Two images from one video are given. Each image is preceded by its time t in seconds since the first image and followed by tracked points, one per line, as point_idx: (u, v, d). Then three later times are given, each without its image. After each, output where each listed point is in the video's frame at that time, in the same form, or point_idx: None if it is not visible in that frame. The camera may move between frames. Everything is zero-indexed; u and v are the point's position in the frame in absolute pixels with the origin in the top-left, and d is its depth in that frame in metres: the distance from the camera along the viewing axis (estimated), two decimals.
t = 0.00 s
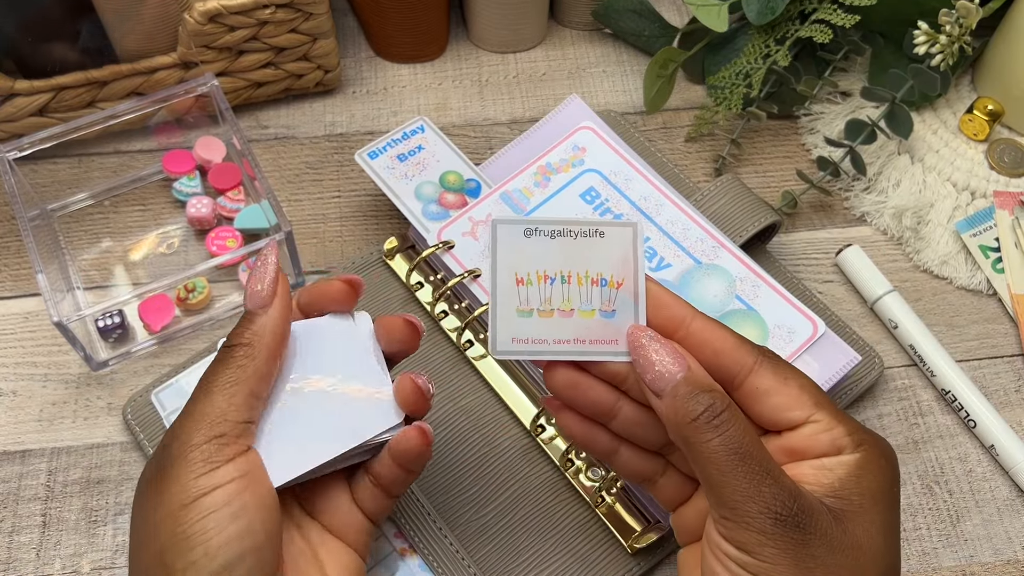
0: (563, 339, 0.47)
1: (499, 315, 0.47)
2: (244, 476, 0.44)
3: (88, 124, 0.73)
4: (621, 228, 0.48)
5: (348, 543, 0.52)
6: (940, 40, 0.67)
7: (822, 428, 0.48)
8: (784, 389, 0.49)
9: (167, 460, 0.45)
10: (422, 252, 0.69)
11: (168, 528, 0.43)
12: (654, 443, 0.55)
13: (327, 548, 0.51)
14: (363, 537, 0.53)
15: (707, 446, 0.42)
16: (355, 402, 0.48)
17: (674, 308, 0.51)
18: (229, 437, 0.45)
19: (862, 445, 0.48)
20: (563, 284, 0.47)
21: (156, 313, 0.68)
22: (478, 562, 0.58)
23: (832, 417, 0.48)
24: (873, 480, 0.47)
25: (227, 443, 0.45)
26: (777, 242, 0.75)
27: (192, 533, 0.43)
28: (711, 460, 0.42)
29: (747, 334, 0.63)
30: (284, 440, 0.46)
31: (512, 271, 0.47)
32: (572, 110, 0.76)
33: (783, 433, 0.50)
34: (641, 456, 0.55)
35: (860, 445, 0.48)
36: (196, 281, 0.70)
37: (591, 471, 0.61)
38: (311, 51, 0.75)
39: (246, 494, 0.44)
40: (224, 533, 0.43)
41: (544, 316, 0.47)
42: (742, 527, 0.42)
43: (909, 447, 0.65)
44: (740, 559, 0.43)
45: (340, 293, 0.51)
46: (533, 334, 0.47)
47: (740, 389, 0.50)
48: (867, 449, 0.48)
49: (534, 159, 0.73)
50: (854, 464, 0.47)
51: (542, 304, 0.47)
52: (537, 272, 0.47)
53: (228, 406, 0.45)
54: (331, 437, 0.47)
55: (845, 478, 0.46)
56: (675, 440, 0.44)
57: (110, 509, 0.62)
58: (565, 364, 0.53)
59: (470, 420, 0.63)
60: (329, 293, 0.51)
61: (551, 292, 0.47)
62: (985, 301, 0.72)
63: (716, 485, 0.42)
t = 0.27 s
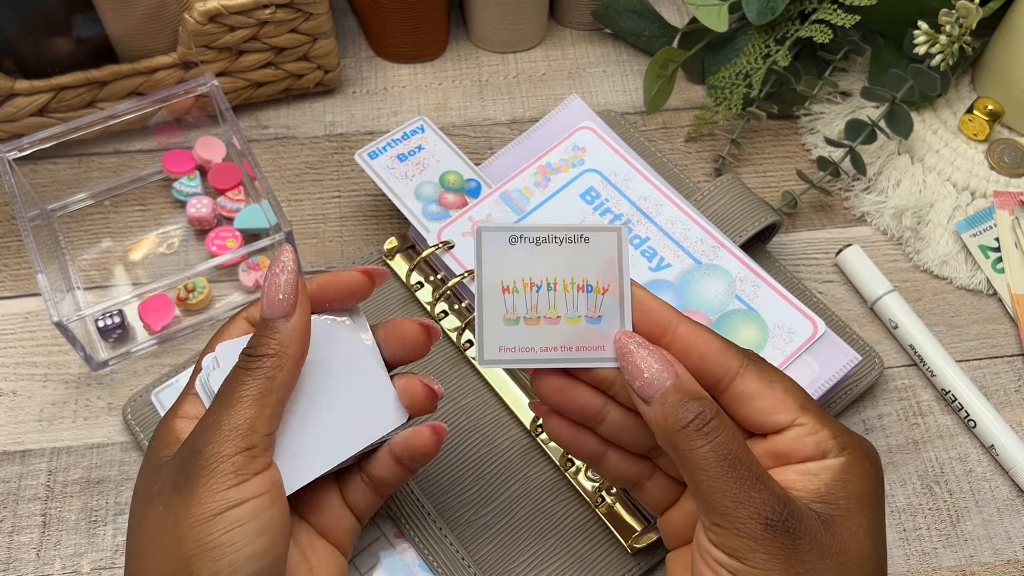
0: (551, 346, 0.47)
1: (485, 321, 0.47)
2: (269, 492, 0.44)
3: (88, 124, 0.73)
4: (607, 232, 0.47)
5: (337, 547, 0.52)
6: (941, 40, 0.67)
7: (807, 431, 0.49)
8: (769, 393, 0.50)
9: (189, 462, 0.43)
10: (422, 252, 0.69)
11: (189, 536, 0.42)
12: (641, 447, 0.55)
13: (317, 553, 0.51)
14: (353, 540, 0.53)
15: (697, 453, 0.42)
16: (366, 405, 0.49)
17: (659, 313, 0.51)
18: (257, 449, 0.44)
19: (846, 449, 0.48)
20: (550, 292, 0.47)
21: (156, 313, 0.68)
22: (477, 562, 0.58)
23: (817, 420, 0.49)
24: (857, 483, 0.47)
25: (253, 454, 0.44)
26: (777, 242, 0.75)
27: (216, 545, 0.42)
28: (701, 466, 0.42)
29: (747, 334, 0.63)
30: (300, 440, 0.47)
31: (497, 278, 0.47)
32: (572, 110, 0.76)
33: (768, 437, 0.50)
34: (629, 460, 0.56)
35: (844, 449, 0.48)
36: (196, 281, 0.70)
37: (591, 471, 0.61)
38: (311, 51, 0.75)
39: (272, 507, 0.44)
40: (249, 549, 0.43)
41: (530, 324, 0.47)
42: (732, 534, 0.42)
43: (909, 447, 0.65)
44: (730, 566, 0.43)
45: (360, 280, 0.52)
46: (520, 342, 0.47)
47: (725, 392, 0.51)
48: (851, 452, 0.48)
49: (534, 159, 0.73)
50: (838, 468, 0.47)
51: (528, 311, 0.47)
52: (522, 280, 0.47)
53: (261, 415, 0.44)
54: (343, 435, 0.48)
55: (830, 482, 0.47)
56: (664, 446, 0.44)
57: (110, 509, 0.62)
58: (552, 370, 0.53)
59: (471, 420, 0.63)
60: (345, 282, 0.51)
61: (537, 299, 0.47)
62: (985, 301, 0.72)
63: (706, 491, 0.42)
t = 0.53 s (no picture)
0: (547, 342, 0.47)
1: (483, 317, 0.47)
2: (257, 488, 0.44)
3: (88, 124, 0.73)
4: (606, 227, 0.47)
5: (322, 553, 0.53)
6: (941, 40, 0.67)
7: (803, 430, 0.49)
8: (767, 390, 0.50)
9: (174, 460, 0.42)
10: (422, 252, 0.69)
11: (178, 534, 0.41)
12: (637, 442, 0.55)
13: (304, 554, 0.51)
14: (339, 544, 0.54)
15: (696, 452, 0.42)
16: (351, 410, 0.49)
17: (657, 308, 0.51)
18: (242, 445, 0.43)
19: (842, 449, 0.48)
20: (548, 287, 0.47)
21: (156, 313, 0.68)
22: (477, 561, 0.58)
23: (813, 419, 0.49)
24: (853, 483, 0.47)
25: (239, 450, 0.43)
26: (777, 242, 0.75)
27: (205, 543, 0.42)
28: (699, 465, 0.42)
29: (747, 334, 0.63)
30: (285, 442, 0.47)
31: (494, 273, 0.46)
32: (572, 110, 0.76)
33: (765, 434, 0.50)
34: (626, 455, 0.56)
35: (840, 449, 0.48)
36: (196, 281, 0.70)
37: (591, 471, 0.61)
38: (311, 51, 0.75)
39: (260, 504, 0.44)
40: (238, 545, 0.42)
41: (527, 319, 0.47)
42: (730, 533, 0.42)
43: (909, 447, 0.65)
44: (727, 566, 0.43)
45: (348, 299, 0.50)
46: (517, 336, 0.47)
47: (723, 388, 0.51)
48: (847, 452, 0.48)
49: (534, 159, 0.73)
50: (834, 467, 0.47)
51: (526, 306, 0.47)
52: (520, 275, 0.46)
53: (243, 411, 0.43)
54: (335, 430, 0.48)
55: (826, 482, 0.46)
56: (663, 445, 0.44)
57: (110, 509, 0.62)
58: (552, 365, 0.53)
59: (471, 418, 0.63)
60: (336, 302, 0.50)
61: (535, 295, 0.47)
62: (985, 301, 0.72)
63: (705, 491, 0.42)
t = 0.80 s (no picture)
0: (550, 345, 0.47)
1: (485, 321, 0.47)
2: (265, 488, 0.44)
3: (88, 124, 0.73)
4: (608, 230, 0.47)
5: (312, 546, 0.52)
6: (940, 40, 0.67)
7: (805, 434, 0.49)
8: (769, 394, 0.50)
9: (181, 461, 0.42)
10: (422, 253, 0.69)
11: (192, 536, 0.41)
12: (639, 445, 0.55)
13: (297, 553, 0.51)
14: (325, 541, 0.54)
15: (699, 455, 0.42)
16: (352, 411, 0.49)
17: (659, 312, 0.51)
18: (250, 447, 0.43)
19: (844, 451, 0.48)
20: (550, 290, 0.47)
21: (156, 313, 0.68)
22: (478, 561, 0.58)
23: (815, 422, 0.49)
24: (856, 486, 0.47)
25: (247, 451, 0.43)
26: (777, 242, 0.75)
27: (220, 544, 0.42)
28: (702, 468, 0.42)
29: (747, 334, 0.63)
30: (288, 441, 0.47)
31: (497, 277, 0.47)
32: (572, 110, 0.76)
33: (767, 438, 0.51)
34: (628, 458, 0.56)
35: (842, 451, 0.48)
36: (196, 281, 0.70)
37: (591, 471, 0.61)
38: (311, 51, 0.75)
39: (268, 505, 0.44)
40: (250, 546, 0.43)
41: (530, 322, 0.47)
42: (733, 536, 0.42)
43: (909, 447, 0.65)
44: (730, 569, 0.43)
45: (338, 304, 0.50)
46: (520, 340, 0.47)
47: (725, 391, 0.51)
48: (849, 455, 0.48)
49: (534, 159, 0.73)
50: (836, 470, 0.47)
51: (528, 309, 0.47)
52: (523, 278, 0.47)
53: (252, 411, 0.43)
54: (334, 431, 0.48)
55: (828, 485, 0.46)
56: (666, 447, 0.44)
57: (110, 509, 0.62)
58: (554, 369, 0.53)
59: (471, 419, 0.63)
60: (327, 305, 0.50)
61: (538, 298, 0.47)
62: (985, 301, 0.72)
63: (708, 494, 0.42)
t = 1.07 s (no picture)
0: (551, 344, 0.47)
1: (486, 319, 0.47)
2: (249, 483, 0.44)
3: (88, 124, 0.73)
4: (609, 228, 0.47)
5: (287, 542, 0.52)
6: (940, 40, 0.67)
7: (805, 434, 0.48)
8: (770, 394, 0.50)
9: (164, 458, 0.42)
10: (422, 253, 0.69)
11: (176, 532, 0.41)
12: (640, 445, 0.55)
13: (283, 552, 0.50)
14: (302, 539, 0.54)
15: (701, 454, 0.42)
16: (336, 403, 0.48)
17: (662, 311, 0.51)
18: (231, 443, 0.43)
19: (844, 452, 0.48)
20: (551, 288, 0.47)
21: (157, 313, 0.68)
22: (478, 561, 0.58)
23: (816, 423, 0.49)
24: (857, 487, 0.47)
25: (228, 448, 0.43)
26: (777, 242, 0.75)
27: (204, 540, 0.41)
28: (704, 468, 0.42)
29: (747, 333, 0.63)
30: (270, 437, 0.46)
31: (498, 275, 0.47)
32: (572, 110, 0.76)
33: (768, 438, 0.50)
34: (629, 457, 0.56)
35: (843, 452, 0.48)
36: (196, 281, 0.70)
37: (590, 471, 0.61)
38: (311, 51, 0.75)
39: (251, 501, 0.43)
40: (235, 541, 0.42)
41: (531, 320, 0.47)
42: (734, 537, 0.42)
43: (909, 447, 0.65)
44: (731, 569, 0.43)
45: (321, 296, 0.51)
46: (521, 338, 0.47)
47: (727, 390, 0.51)
48: (850, 455, 0.48)
49: (534, 159, 0.72)
50: (836, 471, 0.47)
51: (529, 308, 0.47)
52: (524, 277, 0.47)
53: (233, 408, 0.43)
54: (319, 424, 0.47)
55: (829, 486, 0.46)
56: (667, 447, 0.44)
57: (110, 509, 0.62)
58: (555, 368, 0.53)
59: (471, 419, 0.63)
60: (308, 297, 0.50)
61: (538, 296, 0.47)
62: (985, 301, 0.72)
63: (709, 494, 0.42)
